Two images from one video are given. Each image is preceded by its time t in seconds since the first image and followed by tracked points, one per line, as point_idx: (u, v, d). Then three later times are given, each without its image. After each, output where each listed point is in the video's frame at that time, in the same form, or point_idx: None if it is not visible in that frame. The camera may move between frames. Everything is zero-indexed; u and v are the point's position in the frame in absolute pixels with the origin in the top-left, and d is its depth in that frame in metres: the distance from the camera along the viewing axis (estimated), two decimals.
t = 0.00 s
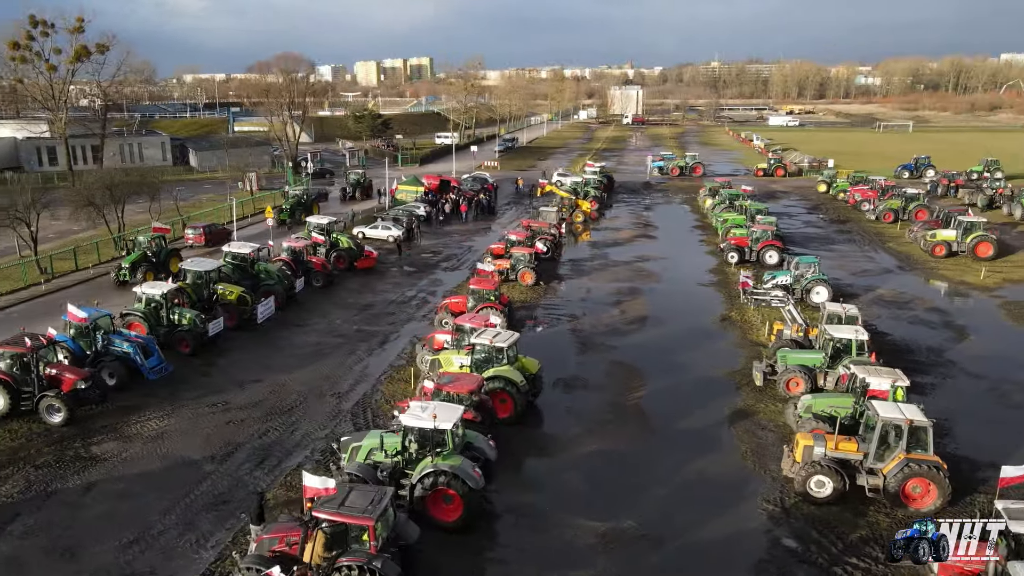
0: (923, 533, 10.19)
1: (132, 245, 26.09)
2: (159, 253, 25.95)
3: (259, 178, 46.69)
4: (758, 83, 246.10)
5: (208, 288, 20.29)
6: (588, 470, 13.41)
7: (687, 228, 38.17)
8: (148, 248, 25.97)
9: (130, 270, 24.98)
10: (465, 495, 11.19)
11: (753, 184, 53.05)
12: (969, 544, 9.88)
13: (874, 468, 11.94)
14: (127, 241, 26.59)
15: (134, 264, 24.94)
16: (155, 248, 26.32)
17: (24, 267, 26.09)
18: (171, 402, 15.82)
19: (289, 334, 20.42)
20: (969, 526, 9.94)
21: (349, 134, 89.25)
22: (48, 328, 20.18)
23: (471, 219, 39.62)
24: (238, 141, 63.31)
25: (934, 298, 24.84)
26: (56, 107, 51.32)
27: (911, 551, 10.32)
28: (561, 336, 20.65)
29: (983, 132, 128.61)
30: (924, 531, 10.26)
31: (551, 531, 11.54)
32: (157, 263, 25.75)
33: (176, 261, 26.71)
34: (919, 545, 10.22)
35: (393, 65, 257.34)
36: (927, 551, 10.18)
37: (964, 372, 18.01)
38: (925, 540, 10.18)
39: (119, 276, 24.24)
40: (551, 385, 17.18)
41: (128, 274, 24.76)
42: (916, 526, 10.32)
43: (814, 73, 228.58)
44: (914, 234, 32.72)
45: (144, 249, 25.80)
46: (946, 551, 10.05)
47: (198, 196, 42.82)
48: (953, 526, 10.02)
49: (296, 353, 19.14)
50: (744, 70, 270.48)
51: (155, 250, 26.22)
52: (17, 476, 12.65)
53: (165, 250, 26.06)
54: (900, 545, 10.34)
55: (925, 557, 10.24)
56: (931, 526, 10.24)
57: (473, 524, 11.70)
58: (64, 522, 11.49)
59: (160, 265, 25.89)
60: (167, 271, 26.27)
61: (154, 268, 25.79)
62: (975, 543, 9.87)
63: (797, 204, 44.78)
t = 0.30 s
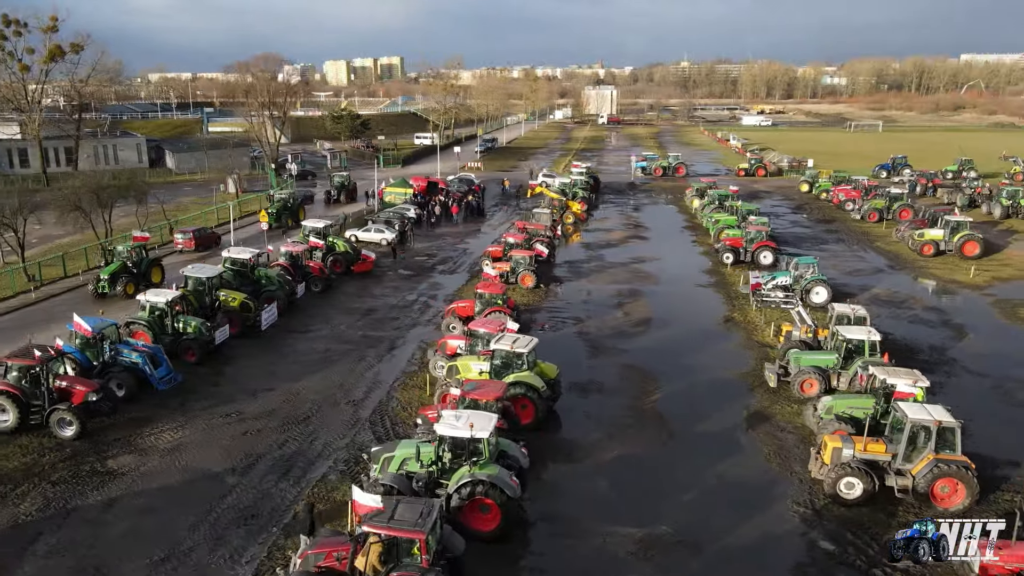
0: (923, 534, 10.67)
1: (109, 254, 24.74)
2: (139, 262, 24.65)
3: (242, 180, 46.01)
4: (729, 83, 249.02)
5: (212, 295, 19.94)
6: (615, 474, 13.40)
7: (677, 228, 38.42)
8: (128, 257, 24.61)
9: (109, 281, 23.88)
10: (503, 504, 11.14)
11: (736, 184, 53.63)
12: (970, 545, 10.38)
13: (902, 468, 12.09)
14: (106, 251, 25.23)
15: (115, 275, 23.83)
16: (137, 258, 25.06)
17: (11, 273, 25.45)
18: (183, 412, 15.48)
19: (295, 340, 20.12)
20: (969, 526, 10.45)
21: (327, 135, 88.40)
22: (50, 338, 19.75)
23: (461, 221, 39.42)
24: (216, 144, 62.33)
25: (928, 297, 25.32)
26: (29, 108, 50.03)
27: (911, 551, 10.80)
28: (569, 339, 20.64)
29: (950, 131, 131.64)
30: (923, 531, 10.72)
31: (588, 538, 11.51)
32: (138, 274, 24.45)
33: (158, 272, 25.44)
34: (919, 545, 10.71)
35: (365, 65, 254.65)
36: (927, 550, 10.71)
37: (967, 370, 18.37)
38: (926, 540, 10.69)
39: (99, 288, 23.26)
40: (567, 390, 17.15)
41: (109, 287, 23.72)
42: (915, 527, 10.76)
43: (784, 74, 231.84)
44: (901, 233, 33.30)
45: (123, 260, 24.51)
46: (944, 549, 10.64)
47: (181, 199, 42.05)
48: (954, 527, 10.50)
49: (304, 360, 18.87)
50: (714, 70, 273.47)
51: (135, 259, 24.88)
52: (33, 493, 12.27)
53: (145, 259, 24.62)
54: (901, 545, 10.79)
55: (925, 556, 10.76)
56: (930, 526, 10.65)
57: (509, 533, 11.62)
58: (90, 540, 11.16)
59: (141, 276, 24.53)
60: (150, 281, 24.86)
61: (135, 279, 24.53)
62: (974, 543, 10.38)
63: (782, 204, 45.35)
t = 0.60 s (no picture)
0: (924, 534, 10.90)
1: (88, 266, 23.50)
2: (120, 274, 23.49)
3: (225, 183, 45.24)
4: (699, 83, 251.53)
5: (215, 303, 19.48)
6: (645, 478, 13.42)
7: (666, 229, 38.68)
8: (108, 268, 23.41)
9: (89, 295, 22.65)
10: (543, 512, 11.14)
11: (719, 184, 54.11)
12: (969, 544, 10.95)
13: (930, 468, 12.28)
14: (85, 262, 23.98)
15: (95, 288, 22.61)
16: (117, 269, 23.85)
17: None
18: (198, 423, 15.15)
19: (301, 348, 19.80)
20: (968, 526, 10.97)
21: (304, 136, 87.39)
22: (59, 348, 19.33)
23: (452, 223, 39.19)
24: (194, 146, 61.21)
25: (921, 295, 25.81)
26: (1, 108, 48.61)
27: (911, 551, 10.94)
28: (578, 342, 20.64)
29: (917, 130, 134.82)
30: (924, 532, 10.96)
31: (625, 545, 11.46)
32: (120, 286, 23.29)
33: (141, 283, 24.15)
34: (920, 545, 10.91)
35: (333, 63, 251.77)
36: (927, 550, 10.92)
37: (970, 368, 18.76)
38: (926, 540, 10.92)
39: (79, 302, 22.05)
40: (583, 394, 17.14)
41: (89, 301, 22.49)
42: (916, 527, 10.97)
43: (753, 74, 235.23)
44: (888, 233, 33.91)
45: (103, 271, 23.29)
46: (942, 548, 10.98)
47: (163, 202, 41.22)
48: (955, 527, 10.95)
49: (314, 367, 18.60)
50: (685, 70, 275.96)
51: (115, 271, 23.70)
52: (54, 510, 11.90)
53: (127, 270, 23.50)
54: (902, 545, 10.91)
55: (924, 556, 10.95)
56: (931, 526, 10.93)
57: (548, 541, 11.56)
58: (120, 558, 10.85)
59: (122, 288, 23.36)
60: (131, 296, 23.79)
61: (116, 292, 23.37)
62: (975, 542, 10.93)
63: (766, 203, 45.86)
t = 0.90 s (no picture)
0: (923, 534, 11.00)
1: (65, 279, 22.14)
2: (100, 286, 22.13)
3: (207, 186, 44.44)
4: (669, 83, 253.99)
5: (219, 309, 19.08)
6: (673, 481, 13.44)
7: (655, 231, 38.95)
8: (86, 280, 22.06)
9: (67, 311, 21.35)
10: (583, 519, 11.16)
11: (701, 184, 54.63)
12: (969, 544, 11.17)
13: (955, 467, 12.51)
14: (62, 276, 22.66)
15: (73, 303, 21.29)
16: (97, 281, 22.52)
17: None
18: (214, 435, 14.84)
19: (308, 355, 19.50)
20: (967, 526, 11.19)
21: (280, 137, 86.29)
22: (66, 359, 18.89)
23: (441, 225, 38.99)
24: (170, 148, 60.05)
25: (912, 294, 26.32)
26: None
27: (911, 551, 11.05)
28: (586, 345, 20.65)
29: (883, 130, 137.96)
30: (923, 532, 11.07)
31: (663, 550, 11.47)
32: (101, 299, 21.96)
33: (123, 296, 22.80)
34: (919, 545, 11.01)
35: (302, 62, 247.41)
36: (926, 550, 11.02)
37: (971, 366, 19.17)
38: (925, 540, 11.02)
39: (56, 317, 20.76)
40: (599, 397, 17.14)
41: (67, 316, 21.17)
42: (916, 527, 11.07)
43: (721, 74, 238.13)
44: (873, 233, 34.55)
45: (82, 283, 21.93)
46: (940, 548, 11.13)
47: (145, 206, 40.40)
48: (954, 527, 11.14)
49: (324, 375, 18.33)
50: (654, 70, 278.47)
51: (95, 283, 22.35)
52: (77, 529, 11.56)
53: (107, 282, 22.16)
54: (901, 545, 11.01)
55: (924, 556, 11.04)
56: (931, 527, 11.04)
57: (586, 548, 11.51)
58: None
59: (103, 302, 22.05)
60: (112, 309, 22.31)
61: (97, 306, 22.06)
62: (973, 542, 11.17)
63: (750, 203, 46.43)
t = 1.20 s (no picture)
0: (923, 533, 11.28)
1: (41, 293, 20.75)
2: (80, 301, 20.82)
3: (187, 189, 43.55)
4: (638, 83, 256.03)
5: (223, 317, 18.66)
6: (700, 484, 13.49)
7: (643, 232, 39.18)
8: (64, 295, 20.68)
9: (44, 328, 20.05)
10: (624, 525, 11.11)
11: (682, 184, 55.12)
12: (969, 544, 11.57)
13: (978, 465, 12.76)
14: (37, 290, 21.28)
15: (51, 320, 20.01)
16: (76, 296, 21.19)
17: None
18: (231, 446, 14.52)
19: (315, 362, 19.19)
20: (968, 527, 11.68)
21: (253, 138, 84.97)
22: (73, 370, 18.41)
23: (430, 227, 38.74)
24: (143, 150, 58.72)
25: (902, 292, 26.88)
26: None
27: (911, 551, 11.28)
28: (593, 347, 20.68)
29: (849, 129, 140.86)
30: (924, 531, 11.34)
31: (701, 554, 11.52)
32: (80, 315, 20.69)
33: (103, 311, 21.55)
34: (920, 544, 11.26)
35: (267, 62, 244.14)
36: (926, 550, 11.25)
37: (970, 364, 19.63)
38: (925, 540, 11.28)
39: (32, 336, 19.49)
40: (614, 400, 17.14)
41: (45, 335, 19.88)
42: (916, 527, 11.34)
43: (689, 74, 240.73)
44: (858, 232, 35.19)
45: (60, 298, 20.58)
46: (942, 549, 11.39)
47: (124, 210, 39.40)
48: (955, 527, 11.65)
49: (334, 382, 18.08)
50: (623, 70, 280.48)
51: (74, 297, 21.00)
52: (103, 548, 11.20)
53: (87, 297, 20.90)
54: (902, 544, 11.26)
55: (924, 557, 11.27)
56: (931, 526, 11.32)
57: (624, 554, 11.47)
58: None
59: (82, 318, 20.79)
60: (91, 324, 21.13)
61: (75, 323, 20.78)
62: (975, 542, 11.59)
63: (733, 203, 46.98)
